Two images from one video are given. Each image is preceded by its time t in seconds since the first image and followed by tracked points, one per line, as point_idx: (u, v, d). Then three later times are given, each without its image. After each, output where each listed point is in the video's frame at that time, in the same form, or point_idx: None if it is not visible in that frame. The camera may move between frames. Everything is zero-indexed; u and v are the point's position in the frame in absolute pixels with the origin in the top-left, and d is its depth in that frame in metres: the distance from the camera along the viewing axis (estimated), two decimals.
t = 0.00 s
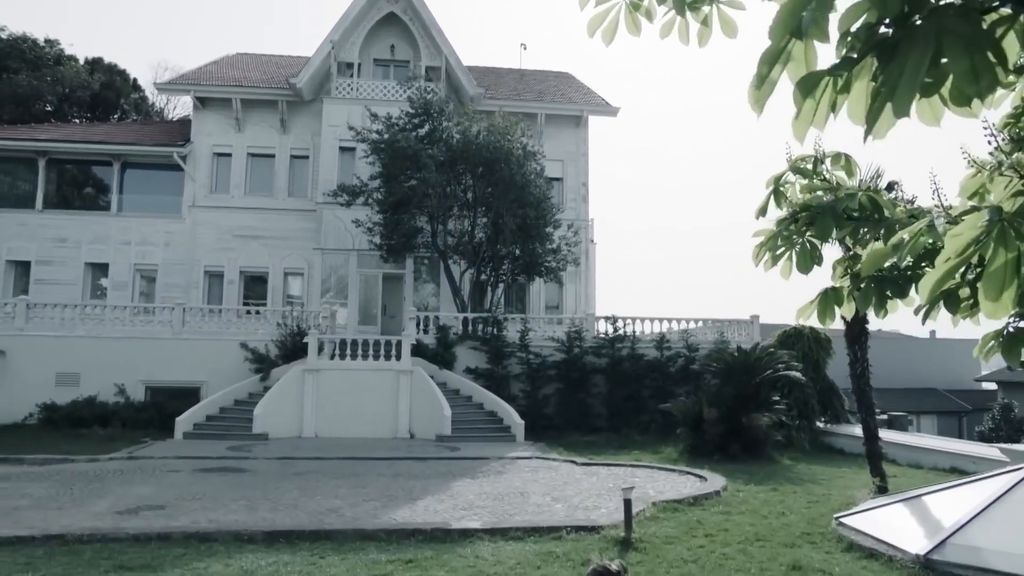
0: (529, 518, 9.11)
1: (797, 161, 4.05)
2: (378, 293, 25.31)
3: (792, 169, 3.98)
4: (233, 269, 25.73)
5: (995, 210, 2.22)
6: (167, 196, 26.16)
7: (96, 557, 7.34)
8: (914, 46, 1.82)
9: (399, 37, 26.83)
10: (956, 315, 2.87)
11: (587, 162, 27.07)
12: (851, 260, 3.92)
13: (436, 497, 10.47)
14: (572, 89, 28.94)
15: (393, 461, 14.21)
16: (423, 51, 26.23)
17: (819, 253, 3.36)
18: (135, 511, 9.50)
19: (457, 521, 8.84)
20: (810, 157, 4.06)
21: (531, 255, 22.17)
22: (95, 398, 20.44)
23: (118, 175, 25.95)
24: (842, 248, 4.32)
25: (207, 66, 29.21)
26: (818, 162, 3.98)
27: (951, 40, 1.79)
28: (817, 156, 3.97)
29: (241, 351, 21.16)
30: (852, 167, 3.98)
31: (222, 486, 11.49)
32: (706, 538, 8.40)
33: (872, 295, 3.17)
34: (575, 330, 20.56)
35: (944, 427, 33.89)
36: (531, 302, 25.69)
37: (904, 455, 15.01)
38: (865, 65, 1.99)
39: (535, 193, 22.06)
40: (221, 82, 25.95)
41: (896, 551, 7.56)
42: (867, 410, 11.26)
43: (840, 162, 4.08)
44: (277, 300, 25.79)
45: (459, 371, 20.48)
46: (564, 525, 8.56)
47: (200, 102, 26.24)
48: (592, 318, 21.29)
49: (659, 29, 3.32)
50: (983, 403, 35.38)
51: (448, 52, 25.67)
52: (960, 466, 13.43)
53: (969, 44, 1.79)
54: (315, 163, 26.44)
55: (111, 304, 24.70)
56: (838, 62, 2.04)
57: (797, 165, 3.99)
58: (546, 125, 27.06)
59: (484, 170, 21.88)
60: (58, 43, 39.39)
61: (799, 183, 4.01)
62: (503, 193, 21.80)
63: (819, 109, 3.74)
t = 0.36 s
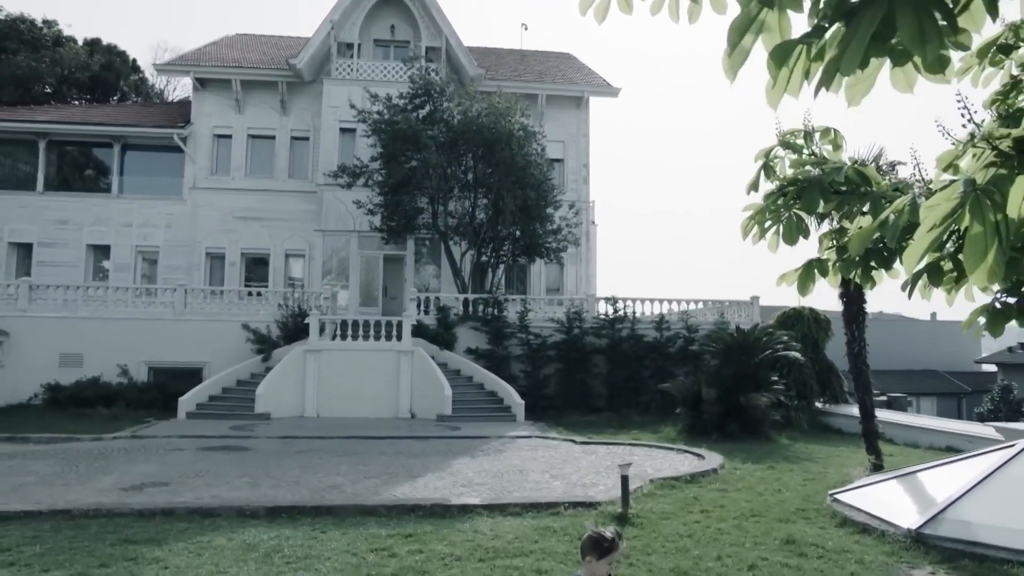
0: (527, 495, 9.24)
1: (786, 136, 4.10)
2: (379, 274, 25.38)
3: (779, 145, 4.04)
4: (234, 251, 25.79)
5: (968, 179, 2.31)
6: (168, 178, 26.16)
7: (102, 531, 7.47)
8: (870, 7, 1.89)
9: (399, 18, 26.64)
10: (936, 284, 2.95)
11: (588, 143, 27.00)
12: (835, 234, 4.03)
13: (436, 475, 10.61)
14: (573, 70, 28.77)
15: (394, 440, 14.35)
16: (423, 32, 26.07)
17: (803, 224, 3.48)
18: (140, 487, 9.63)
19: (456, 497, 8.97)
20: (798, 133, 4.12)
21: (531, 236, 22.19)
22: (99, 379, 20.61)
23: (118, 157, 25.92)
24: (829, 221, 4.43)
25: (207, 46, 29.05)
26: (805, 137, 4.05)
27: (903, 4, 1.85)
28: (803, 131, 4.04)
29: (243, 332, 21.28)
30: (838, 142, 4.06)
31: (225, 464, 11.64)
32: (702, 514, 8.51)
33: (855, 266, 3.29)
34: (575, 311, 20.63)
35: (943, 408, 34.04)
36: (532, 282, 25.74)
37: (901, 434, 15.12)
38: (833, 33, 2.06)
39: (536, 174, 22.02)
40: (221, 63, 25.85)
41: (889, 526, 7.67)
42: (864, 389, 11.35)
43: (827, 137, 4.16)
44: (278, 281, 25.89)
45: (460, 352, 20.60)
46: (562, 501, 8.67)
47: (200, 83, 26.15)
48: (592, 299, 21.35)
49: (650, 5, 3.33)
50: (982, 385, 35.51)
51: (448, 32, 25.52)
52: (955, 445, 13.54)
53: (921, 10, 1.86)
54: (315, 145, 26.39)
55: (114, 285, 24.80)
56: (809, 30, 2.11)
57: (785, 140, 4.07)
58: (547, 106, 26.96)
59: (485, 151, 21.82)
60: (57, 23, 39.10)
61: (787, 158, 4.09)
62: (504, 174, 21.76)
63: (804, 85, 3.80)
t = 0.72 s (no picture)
0: (525, 472, 9.36)
1: (771, 117, 4.16)
2: (379, 256, 25.44)
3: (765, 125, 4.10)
4: (235, 233, 25.82)
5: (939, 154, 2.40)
6: (168, 160, 26.12)
7: (106, 507, 7.59)
8: None
9: None
10: (914, 257, 3.04)
11: (589, 125, 26.91)
12: (823, 213, 4.09)
13: (435, 453, 10.73)
14: (573, 51, 28.62)
15: (394, 420, 14.48)
16: (423, 13, 25.91)
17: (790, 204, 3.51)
18: (143, 465, 9.76)
19: (455, 474, 9.09)
20: (784, 114, 4.18)
21: (531, 219, 22.20)
22: (101, 360, 20.73)
23: (118, 139, 25.86)
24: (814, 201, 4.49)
25: (206, 28, 28.89)
26: (791, 117, 4.11)
27: None
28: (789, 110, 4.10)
29: (244, 313, 21.38)
30: (823, 121, 4.12)
31: (227, 443, 11.77)
32: (698, 491, 8.64)
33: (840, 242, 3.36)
34: (575, 292, 20.71)
35: (943, 391, 34.19)
36: (532, 264, 25.78)
37: (897, 415, 15.24)
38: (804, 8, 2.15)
39: (536, 157, 21.99)
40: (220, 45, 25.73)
41: (881, 503, 7.78)
42: (861, 371, 11.41)
43: (812, 116, 4.23)
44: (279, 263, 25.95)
45: (460, 333, 20.69)
46: (559, 479, 8.79)
47: (199, 65, 26.04)
48: (592, 281, 21.41)
49: None
50: (981, 368, 35.66)
51: (448, 13, 25.38)
52: (951, 426, 13.66)
53: None
54: (315, 127, 26.35)
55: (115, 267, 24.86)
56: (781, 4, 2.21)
57: (770, 120, 4.13)
58: (547, 88, 26.86)
59: (485, 134, 21.79)
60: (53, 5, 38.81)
61: (773, 138, 4.14)
62: (504, 156, 21.73)
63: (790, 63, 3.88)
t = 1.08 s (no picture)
0: (523, 450, 9.47)
1: (757, 98, 4.25)
2: (380, 239, 25.47)
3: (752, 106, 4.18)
4: (235, 216, 25.83)
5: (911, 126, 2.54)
6: (168, 143, 26.08)
7: (109, 483, 7.71)
8: None
9: None
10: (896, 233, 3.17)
11: (589, 106, 26.81)
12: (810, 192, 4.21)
13: (435, 432, 10.85)
14: (574, 32, 28.44)
15: (394, 400, 14.60)
16: None
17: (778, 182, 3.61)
18: (146, 444, 9.88)
19: (454, 452, 9.22)
20: (769, 94, 4.27)
21: (531, 201, 22.19)
22: (104, 342, 20.85)
23: (117, 121, 25.80)
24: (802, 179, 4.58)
25: (204, 9, 28.72)
26: (777, 97, 4.20)
27: None
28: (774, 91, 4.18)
29: (245, 295, 21.46)
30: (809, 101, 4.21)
31: (229, 422, 11.90)
32: (693, 468, 8.76)
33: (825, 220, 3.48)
34: (575, 274, 20.76)
35: (942, 373, 34.30)
36: (532, 246, 25.81)
37: (895, 396, 15.32)
38: None
39: (536, 139, 21.94)
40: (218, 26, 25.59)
41: (874, 479, 7.90)
42: (858, 351, 11.47)
43: (798, 97, 4.32)
44: (280, 245, 25.98)
45: (460, 315, 20.78)
46: (557, 456, 8.90)
47: (197, 47, 25.93)
48: (592, 263, 21.44)
49: None
50: (981, 352, 35.75)
51: None
52: (948, 407, 13.75)
53: None
54: (315, 109, 26.27)
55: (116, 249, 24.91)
56: None
57: (756, 102, 4.23)
58: (548, 70, 26.73)
59: (485, 115, 21.74)
60: None
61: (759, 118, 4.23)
62: (504, 138, 21.68)
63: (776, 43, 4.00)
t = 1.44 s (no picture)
0: (520, 431, 9.58)
1: (746, 77, 4.31)
2: (380, 223, 25.51)
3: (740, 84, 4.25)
4: (235, 200, 25.84)
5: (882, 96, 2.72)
6: (168, 127, 26.05)
7: (112, 462, 7.82)
8: None
9: None
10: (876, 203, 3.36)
11: (590, 90, 26.70)
12: (795, 168, 4.31)
13: (434, 414, 10.95)
14: (574, 16, 28.27)
15: (394, 383, 14.70)
16: None
17: (762, 158, 3.72)
18: (148, 425, 9.99)
19: (452, 433, 9.32)
20: (758, 74, 4.32)
21: (531, 185, 22.20)
22: (106, 326, 20.95)
23: (116, 105, 25.75)
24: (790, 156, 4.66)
25: None
26: (766, 77, 4.26)
27: None
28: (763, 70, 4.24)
29: (245, 279, 21.53)
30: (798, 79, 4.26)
31: (230, 404, 12.01)
32: (689, 448, 8.86)
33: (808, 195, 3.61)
34: (574, 258, 20.82)
35: (941, 358, 34.40)
36: (532, 230, 25.84)
37: (891, 380, 15.42)
38: None
39: (536, 123, 21.91)
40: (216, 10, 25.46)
41: (866, 459, 7.99)
42: (855, 334, 11.53)
43: (788, 76, 4.38)
44: (280, 229, 26.02)
45: (460, 299, 20.85)
46: (554, 437, 9.00)
47: (196, 30, 25.83)
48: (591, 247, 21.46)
49: None
50: (981, 337, 35.81)
51: None
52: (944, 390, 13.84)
53: None
54: (314, 93, 26.21)
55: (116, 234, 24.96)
56: None
57: (745, 80, 4.28)
58: (548, 53, 26.62)
59: (486, 99, 21.69)
60: None
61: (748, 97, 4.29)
62: (504, 122, 21.63)
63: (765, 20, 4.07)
